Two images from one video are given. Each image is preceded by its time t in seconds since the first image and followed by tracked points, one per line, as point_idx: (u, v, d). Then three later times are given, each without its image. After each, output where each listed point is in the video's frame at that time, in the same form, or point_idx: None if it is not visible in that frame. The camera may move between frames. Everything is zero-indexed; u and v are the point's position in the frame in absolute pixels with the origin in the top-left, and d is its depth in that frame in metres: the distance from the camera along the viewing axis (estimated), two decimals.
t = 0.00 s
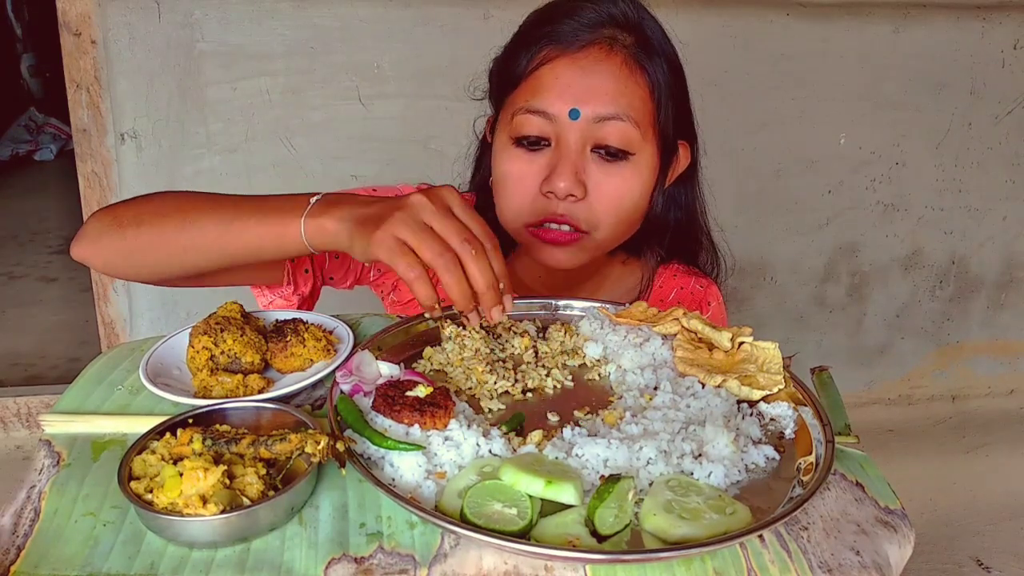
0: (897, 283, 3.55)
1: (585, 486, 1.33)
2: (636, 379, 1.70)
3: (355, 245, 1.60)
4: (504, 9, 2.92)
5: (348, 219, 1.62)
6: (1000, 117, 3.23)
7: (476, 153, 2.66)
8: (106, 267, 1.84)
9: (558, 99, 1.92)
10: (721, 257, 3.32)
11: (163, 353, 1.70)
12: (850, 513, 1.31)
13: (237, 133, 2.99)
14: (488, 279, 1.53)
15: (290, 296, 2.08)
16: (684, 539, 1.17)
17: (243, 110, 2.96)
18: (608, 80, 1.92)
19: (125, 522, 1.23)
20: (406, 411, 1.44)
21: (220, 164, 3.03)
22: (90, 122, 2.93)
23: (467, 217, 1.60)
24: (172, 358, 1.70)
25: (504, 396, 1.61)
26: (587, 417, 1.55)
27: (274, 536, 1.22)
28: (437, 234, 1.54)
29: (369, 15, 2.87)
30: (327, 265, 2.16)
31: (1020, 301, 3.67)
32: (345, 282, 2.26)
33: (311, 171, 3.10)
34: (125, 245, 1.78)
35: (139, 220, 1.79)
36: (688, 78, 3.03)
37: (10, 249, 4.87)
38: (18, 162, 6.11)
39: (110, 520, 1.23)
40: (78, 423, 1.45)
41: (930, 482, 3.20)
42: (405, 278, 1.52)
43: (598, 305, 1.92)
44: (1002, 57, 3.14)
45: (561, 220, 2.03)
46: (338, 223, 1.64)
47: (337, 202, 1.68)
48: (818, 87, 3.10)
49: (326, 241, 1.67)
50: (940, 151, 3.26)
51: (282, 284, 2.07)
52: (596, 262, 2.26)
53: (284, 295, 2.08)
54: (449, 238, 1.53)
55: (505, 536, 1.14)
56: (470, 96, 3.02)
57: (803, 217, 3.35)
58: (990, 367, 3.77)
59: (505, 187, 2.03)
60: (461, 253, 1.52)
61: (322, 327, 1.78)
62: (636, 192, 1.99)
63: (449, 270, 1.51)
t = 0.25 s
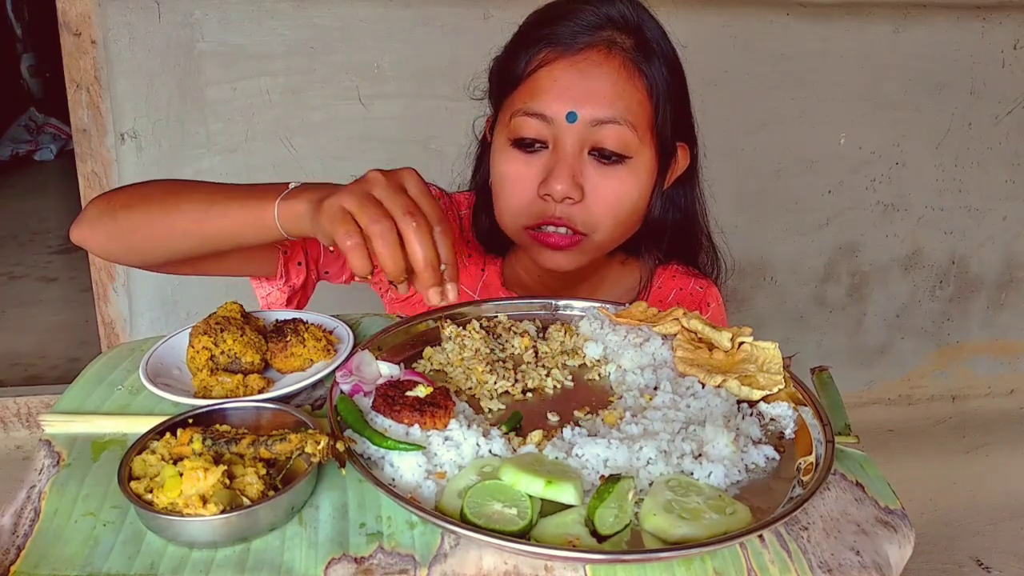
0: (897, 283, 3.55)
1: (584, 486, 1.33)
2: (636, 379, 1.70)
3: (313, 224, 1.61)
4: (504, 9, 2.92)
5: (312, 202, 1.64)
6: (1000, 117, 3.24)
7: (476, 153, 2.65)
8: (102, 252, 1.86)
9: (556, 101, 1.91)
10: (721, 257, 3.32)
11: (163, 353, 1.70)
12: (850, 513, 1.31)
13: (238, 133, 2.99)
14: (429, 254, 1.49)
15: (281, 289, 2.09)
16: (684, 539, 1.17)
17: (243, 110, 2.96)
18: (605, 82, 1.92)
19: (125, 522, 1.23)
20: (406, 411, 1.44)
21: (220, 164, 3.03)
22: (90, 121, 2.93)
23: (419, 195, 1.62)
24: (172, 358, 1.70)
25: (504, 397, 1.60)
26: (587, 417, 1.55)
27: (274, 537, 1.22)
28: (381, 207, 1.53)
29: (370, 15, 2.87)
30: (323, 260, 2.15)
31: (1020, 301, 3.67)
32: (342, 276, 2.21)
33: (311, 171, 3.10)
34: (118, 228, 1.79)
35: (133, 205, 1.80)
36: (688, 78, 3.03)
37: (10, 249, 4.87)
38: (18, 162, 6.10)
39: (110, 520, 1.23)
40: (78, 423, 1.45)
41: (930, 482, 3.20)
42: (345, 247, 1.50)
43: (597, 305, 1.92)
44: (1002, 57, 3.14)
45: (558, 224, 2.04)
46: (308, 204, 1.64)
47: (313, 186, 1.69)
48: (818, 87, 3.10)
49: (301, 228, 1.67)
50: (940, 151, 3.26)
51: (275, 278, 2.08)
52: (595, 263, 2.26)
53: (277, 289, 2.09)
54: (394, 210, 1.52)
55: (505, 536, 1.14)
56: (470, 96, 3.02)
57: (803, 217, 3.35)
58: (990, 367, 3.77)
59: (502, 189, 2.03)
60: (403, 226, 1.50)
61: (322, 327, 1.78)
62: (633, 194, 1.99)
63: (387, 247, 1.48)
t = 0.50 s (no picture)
0: (896, 283, 3.55)
1: (584, 486, 1.33)
2: (636, 379, 1.70)
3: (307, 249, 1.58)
4: (504, 9, 2.92)
5: (316, 227, 1.61)
6: (1000, 117, 3.24)
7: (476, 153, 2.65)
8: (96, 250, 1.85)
9: (550, 99, 1.92)
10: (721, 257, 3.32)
11: (163, 353, 1.70)
12: (850, 513, 1.31)
13: (238, 133, 2.99)
14: (402, 343, 1.46)
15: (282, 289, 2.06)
16: (684, 539, 1.17)
17: (243, 110, 2.96)
18: (600, 81, 1.92)
19: (125, 522, 1.23)
20: (406, 411, 1.43)
21: (220, 165, 3.03)
22: (90, 122, 2.93)
23: (414, 273, 1.54)
24: (172, 358, 1.70)
25: (504, 397, 1.60)
26: (587, 417, 1.55)
27: (274, 536, 1.22)
28: (372, 282, 1.47)
29: (370, 15, 2.87)
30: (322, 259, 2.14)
31: (1020, 301, 3.67)
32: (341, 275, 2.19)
33: (311, 171, 3.10)
34: (116, 231, 1.79)
35: (131, 209, 1.80)
36: (688, 78, 3.03)
37: (10, 249, 4.87)
38: (18, 162, 6.10)
39: (110, 520, 1.23)
40: (78, 423, 1.45)
41: (930, 482, 3.20)
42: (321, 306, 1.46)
43: (597, 305, 1.92)
44: (1001, 57, 3.14)
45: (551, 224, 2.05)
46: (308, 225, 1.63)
47: (316, 206, 1.68)
48: (818, 87, 3.10)
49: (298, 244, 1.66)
50: (940, 151, 3.26)
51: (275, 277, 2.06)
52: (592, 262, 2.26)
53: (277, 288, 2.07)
54: (381, 291, 1.47)
55: (505, 536, 1.14)
56: (470, 96, 3.02)
57: (802, 217, 3.35)
58: (989, 367, 3.77)
59: (498, 186, 2.04)
60: (385, 311, 1.45)
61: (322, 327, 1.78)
62: (627, 192, 1.99)
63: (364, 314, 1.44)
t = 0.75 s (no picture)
0: (897, 283, 3.55)
1: (584, 486, 1.33)
2: (636, 379, 1.70)
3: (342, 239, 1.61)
4: (504, 9, 2.92)
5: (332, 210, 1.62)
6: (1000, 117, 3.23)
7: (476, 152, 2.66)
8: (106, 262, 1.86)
9: (550, 92, 1.91)
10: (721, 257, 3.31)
11: (163, 353, 1.70)
12: (850, 513, 1.31)
13: (238, 133, 2.99)
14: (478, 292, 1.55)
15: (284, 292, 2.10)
16: (684, 539, 1.17)
17: (243, 110, 2.96)
18: (599, 75, 1.92)
19: (125, 522, 1.23)
20: (406, 411, 1.44)
21: (220, 165, 3.03)
22: (90, 122, 2.93)
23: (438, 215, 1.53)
24: (172, 358, 1.70)
25: (504, 398, 1.60)
26: (587, 417, 1.55)
27: (274, 536, 1.22)
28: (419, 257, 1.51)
29: (370, 15, 2.86)
30: (323, 261, 2.16)
31: (1020, 301, 3.67)
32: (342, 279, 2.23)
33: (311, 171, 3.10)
34: (121, 240, 1.80)
35: (128, 215, 1.80)
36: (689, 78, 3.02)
37: (10, 249, 4.87)
38: (18, 162, 6.10)
39: (110, 520, 1.23)
40: (78, 423, 1.45)
41: (930, 482, 3.20)
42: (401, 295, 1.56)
43: (597, 305, 1.92)
44: (1002, 57, 3.14)
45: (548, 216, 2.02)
46: (323, 201, 1.63)
47: (315, 183, 1.67)
48: (818, 87, 3.10)
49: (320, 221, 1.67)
50: (940, 151, 3.26)
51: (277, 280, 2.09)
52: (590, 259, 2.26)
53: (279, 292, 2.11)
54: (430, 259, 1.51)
55: (505, 536, 1.14)
56: (469, 96, 3.02)
57: (803, 217, 3.35)
58: (989, 367, 3.77)
59: (497, 180, 2.03)
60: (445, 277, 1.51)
61: (322, 327, 1.78)
62: (625, 188, 1.97)
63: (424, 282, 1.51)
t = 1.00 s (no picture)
0: (897, 283, 3.55)
1: (584, 486, 1.33)
2: (636, 379, 1.70)
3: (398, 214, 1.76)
4: (504, 9, 2.92)
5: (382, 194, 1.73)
6: (1000, 117, 3.24)
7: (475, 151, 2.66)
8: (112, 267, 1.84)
9: (542, 86, 1.91)
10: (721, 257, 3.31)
11: (163, 353, 1.69)
12: (850, 513, 1.31)
13: (238, 133, 2.99)
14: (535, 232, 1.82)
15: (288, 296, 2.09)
16: (684, 539, 1.17)
17: (243, 110, 2.96)
18: (592, 69, 1.92)
19: (125, 522, 1.23)
20: (406, 411, 1.44)
21: (220, 164, 3.02)
22: (90, 121, 2.91)
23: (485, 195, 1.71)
24: (172, 358, 1.70)
25: (504, 398, 1.60)
26: (587, 417, 1.55)
27: (274, 536, 1.22)
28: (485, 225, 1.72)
29: (370, 14, 2.86)
30: (326, 264, 2.15)
31: (1020, 301, 3.67)
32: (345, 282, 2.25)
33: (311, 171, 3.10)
34: (131, 244, 1.79)
35: (148, 215, 1.78)
36: (689, 78, 3.02)
37: (10, 249, 4.87)
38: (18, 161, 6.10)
39: (110, 520, 1.23)
40: (78, 423, 1.45)
41: (930, 482, 3.20)
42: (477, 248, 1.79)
43: (597, 305, 1.92)
44: (1001, 57, 3.14)
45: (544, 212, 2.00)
46: (367, 187, 1.73)
47: (353, 170, 1.73)
48: (818, 87, 3.10)
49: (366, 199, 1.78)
50: (940, 151, 3.26)
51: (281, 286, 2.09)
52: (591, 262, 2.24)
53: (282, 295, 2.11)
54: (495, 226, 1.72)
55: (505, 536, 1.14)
56: (469, 96, 3.03)
57: (803, 217, 3.35)
58: (989, 367, 3.77)
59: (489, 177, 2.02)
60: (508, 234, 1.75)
61: (322, 327, 1.78)
62: (617, 184, 1.95)
63: (497, 244, 1.74)
